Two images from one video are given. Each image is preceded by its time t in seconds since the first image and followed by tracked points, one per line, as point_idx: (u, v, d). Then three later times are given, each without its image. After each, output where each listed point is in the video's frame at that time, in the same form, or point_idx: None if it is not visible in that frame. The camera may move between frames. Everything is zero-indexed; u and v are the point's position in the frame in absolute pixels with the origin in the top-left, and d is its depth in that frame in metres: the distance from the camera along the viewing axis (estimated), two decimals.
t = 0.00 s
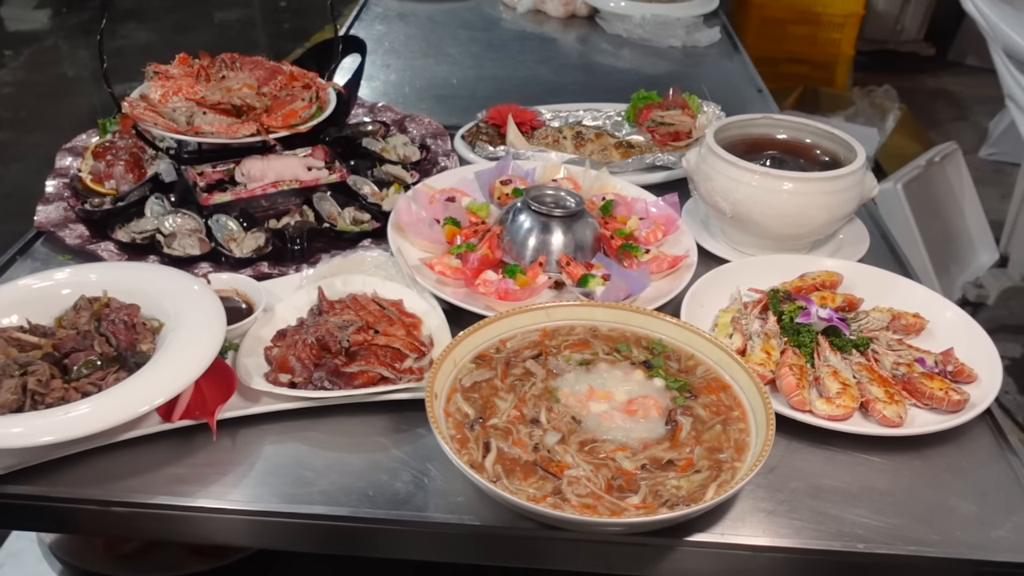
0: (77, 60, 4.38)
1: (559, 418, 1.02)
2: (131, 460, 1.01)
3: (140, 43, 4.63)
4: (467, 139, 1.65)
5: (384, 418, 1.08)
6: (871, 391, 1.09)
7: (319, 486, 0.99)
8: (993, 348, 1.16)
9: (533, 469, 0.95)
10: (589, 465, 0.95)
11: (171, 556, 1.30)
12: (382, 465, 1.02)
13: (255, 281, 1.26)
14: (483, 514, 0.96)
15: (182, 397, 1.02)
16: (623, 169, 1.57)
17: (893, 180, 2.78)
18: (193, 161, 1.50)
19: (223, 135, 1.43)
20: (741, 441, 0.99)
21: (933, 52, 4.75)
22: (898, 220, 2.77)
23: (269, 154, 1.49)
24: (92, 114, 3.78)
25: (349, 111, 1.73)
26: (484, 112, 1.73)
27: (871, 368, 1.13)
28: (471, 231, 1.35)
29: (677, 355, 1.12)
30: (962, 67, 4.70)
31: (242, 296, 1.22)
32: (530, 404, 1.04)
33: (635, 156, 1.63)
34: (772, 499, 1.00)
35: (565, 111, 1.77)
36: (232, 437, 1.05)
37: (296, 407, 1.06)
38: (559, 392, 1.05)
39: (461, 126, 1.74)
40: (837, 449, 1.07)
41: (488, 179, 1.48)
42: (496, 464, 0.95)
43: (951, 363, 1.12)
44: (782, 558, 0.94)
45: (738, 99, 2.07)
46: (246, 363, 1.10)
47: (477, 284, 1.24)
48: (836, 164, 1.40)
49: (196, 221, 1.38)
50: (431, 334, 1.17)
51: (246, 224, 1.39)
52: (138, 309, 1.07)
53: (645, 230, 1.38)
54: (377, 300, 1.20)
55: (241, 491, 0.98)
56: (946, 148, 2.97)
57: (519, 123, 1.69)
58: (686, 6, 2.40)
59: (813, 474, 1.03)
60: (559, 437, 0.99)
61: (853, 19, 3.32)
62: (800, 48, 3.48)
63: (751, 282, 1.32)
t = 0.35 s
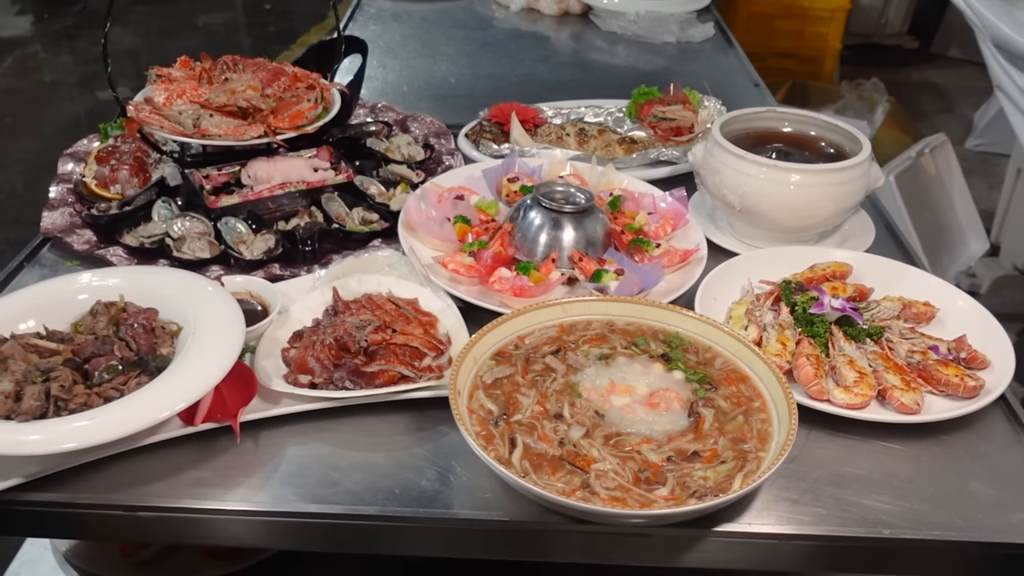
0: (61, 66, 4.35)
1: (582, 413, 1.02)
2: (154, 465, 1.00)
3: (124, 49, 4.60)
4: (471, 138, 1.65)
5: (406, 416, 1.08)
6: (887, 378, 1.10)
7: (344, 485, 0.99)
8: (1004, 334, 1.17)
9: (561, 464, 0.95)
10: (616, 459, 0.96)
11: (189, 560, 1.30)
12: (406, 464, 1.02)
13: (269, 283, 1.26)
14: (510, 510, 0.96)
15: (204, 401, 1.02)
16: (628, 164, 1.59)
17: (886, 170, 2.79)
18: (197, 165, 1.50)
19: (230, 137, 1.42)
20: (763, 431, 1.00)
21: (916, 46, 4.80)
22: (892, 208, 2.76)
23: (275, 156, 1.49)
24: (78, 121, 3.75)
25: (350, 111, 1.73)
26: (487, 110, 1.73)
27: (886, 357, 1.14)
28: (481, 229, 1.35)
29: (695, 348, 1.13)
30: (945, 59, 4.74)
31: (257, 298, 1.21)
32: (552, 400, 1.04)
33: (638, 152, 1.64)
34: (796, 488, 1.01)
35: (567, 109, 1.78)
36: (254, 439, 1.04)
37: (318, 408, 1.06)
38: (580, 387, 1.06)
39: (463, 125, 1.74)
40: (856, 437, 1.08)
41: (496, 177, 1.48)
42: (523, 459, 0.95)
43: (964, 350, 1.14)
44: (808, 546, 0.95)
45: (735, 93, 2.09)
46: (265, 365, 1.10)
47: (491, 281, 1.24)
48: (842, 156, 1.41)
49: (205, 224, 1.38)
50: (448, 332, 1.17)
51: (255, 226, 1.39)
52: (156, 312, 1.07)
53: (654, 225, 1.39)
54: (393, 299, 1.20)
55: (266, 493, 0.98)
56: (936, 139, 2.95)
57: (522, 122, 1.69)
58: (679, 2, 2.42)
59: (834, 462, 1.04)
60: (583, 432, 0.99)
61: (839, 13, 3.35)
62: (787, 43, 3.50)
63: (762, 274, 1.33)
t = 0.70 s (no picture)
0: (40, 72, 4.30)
1: (605, 406, 1.02)
2: (177, 469, 1.00)
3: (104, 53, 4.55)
4: (473, 135, 1.65)
5: (427, 414, 1.08)
6: (902, 365, 1.11)
7: (369, 485, 0.98)
8: (1013, 319, 1.18)
9: (587, 457, 0.96)
10: (642, 451, 0.96)
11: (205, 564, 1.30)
12: (431, 462, 1.02)
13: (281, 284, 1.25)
14: (538, 505, 0.96)
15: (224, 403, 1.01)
16: (631, 158, 1.59)
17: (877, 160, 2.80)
18: (197, 168, 1.48)
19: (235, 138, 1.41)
20: (786, 419, 1.00)
21: (897, 37, 4.84)
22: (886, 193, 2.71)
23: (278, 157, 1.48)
24: (59, 128, 3.71)
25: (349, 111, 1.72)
26: (486, 107, 1.73)
27: (900, 343, 1.15)
28: (491, 226, 1.35)
29: (711, 339, 1.14)
30: (925, 49, 4.79)
31: (271, 300, 1.20)
32: (574, 394, 1.04)
33: (640, 146, 1.64)
34: (819, 475, 1.02)
35: (566, 104, 1.78)
36: (276, 441, 1.04)
37: (339, 408, 1.06)
38: (601, 380, 1.06)
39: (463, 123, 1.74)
40: (874, 424, 1.09)
41: (502, 173, 1.48)
42: (551, 454, 0.96)
43: (976, 335, 1.15)
44: (834, 532, 0.96)
45: (729, 86, 2.10)
46: (283, 367, 1.10)
47: (504, 278, 1.24)
48: (846, 146, 1.42)
49: (212, 227, 1.37)
50: (464, 329, 1.17)
51: (263, 228, 1.38)
52: (173, 316, 1.06)
53: (662, 218, 1.39)
54: (408, 298, 1.20)
55: (292, 494, 0.97)
56: (922, 129, 2.94)
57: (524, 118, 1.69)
58: None
59: (855, 449, 1.05)
60: (608, 425, 1.00)
61: (824, 5, 3.37)
62: (773, 37, 3.52)
63: (771, 265, 1.34)
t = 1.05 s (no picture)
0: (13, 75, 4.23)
1: (625, 398, 1.03)
2: (198, 472, 0.99)
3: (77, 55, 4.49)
4: (472, 131, 1.65)
5: (446, 411, 1.08)
6: (913, 350, 1.13)
7: (393, 483, 0.98)
8: (1019, 303, 1.20)
9: (612, 449, 0.96)
10: (666, 441, 0.97)
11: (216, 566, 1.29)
12: (453, 458, 1.02)
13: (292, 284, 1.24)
14: (564, 497, 0.96)
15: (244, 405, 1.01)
16: (630, 152, 1.60)
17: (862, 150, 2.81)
18: (197, 168, 1.48)
19: (238, 139, 1.41)
20: (805, 406, 1.01)
21: (872, 28, 4.89)
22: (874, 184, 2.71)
23: (279, 157, 1.47)
24: (35, 131, 3.66)
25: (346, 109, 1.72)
26: (483, 102, 1.73)
27: (909, 329, 1.16)
28: (498, 221, 1.35)
29: (725, 329, 1.15)
30: (900, 40, 4.84)
31: (283, 301, 1.20)
32: (594, 386, 1.05)
33: (639, 139, 1.65)
34: (839, 461, 1.03)
35: (562, 99, 1.79)
36: (296, 441, 1.03)
37: (359, 406, 1.05)
38: (619, 373, 1.07)
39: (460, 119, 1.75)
40: (889, 408, 1.10)
41: (504, 169, 1.48)
42: (575, 447, 0.96)
43: (983, 319, 1.17)
44: (857, 516, 0.97)
45: (720, 79, 2.12)
46: (299, 367, 1.09)
47: (514, 272, 1.24)
48: (846, 135, 1.43)
49: (216, 228, 1.36)
50: (478, 325, 1.17)
51: (267, 228, 1.37)
52: (189, 317, 1.05)
53: (667, 211, 1.40)
54: (420, 295, 1.20)
55: (316, 493, 0.97)
56: (903, 118, 2.93)
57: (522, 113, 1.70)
58: None
59: (871, 434, 1.06)
60: (629, 416, 1.00)
61: None
62: (753, 29, 3.54)
63: (776, 255, 1.35)
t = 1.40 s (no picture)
0: None
1: (643, 389, 1.03)
2: (217, 476, 0.98)
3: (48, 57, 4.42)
4: (469, 127, 1.65)
5: (462, 407, 1.08)
6: (921, 335, 1.14)
7: (415, 481, 0.98)
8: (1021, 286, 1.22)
9: (634, 440, 0.96)
10: (687, 431, 0.97)
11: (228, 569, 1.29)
12: (473, 455, 1.01)
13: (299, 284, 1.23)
14: (587, 490, 0.96)
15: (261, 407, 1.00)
16: (628, 145, 1.61)
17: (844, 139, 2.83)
18: (195, 170, 1.47)
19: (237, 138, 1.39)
20: (820, 393, 1.02)
21: (846, 19, 4.94)
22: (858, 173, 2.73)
23: (278, 157, 1.46)
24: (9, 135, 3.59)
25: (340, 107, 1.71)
26: (478, 98, 1.73)
27: (916, 315, 1.18)
28: (503, 217, 1.35)
29: (736, 319, 1.15)
30: (874, 30, 4.90)
31: (292, 301, 1.18)
32: (611, 379, 1.05)
33: (635, 132, 1.66)
34: (855, 446, 1.04)
35: (556, 94, 1.78)
36: (314, 441, 1.03)
37: (376, 405, 1.05)
38: (635, 364, 1.07)
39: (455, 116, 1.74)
40: (900, 393, 1.11)
41: (505, 164, 1.48)
42: (598, 439, 0.96)
43: (988, 303, 1.19)
44: (877, 500, 0.98)
45: (708, 70, 2.13)
46: (313, 367, 1.08)
47: (522, 267, 1.24)
48: (844, 124, 1.44)
49: (218, 229, 1.35)
50: (489, 319, 1.17)
51: (269, 228, 1.36)
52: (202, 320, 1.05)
53: (669, 203, 1.40)
54: (430, 292, 1.19)
55: (338, 493, 0.96)
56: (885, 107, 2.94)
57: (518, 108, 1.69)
58: None
59: (884, 419, 1.07)
60: (649, 408, 1.01)
61: None
62: (732, 22, 3.56)
63: (779, 244, 1.36)
